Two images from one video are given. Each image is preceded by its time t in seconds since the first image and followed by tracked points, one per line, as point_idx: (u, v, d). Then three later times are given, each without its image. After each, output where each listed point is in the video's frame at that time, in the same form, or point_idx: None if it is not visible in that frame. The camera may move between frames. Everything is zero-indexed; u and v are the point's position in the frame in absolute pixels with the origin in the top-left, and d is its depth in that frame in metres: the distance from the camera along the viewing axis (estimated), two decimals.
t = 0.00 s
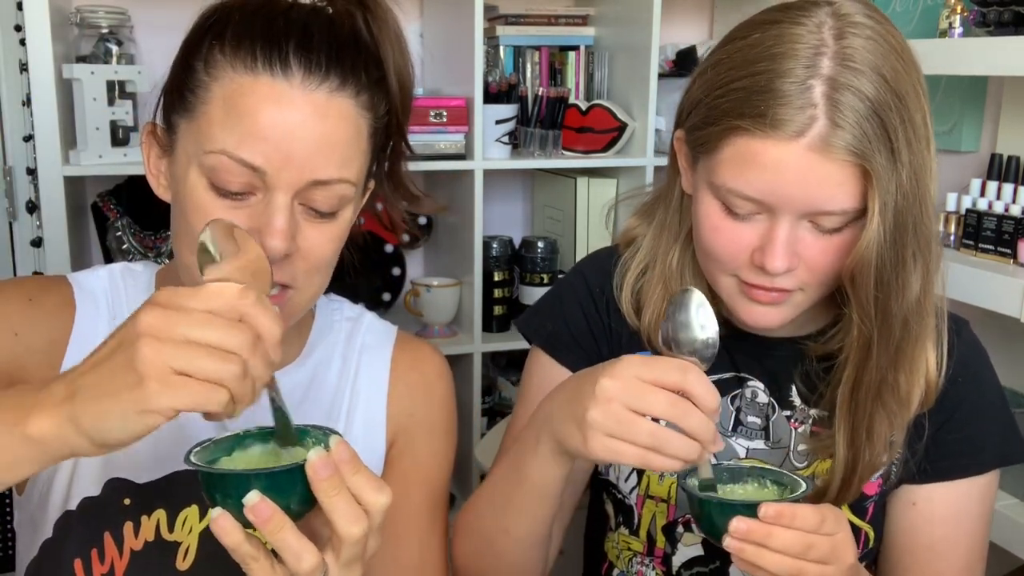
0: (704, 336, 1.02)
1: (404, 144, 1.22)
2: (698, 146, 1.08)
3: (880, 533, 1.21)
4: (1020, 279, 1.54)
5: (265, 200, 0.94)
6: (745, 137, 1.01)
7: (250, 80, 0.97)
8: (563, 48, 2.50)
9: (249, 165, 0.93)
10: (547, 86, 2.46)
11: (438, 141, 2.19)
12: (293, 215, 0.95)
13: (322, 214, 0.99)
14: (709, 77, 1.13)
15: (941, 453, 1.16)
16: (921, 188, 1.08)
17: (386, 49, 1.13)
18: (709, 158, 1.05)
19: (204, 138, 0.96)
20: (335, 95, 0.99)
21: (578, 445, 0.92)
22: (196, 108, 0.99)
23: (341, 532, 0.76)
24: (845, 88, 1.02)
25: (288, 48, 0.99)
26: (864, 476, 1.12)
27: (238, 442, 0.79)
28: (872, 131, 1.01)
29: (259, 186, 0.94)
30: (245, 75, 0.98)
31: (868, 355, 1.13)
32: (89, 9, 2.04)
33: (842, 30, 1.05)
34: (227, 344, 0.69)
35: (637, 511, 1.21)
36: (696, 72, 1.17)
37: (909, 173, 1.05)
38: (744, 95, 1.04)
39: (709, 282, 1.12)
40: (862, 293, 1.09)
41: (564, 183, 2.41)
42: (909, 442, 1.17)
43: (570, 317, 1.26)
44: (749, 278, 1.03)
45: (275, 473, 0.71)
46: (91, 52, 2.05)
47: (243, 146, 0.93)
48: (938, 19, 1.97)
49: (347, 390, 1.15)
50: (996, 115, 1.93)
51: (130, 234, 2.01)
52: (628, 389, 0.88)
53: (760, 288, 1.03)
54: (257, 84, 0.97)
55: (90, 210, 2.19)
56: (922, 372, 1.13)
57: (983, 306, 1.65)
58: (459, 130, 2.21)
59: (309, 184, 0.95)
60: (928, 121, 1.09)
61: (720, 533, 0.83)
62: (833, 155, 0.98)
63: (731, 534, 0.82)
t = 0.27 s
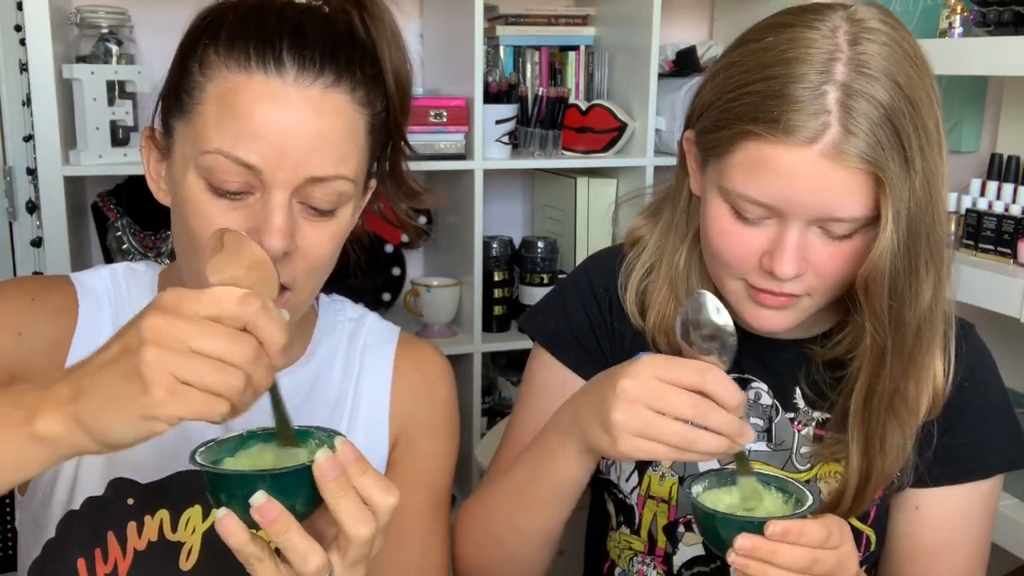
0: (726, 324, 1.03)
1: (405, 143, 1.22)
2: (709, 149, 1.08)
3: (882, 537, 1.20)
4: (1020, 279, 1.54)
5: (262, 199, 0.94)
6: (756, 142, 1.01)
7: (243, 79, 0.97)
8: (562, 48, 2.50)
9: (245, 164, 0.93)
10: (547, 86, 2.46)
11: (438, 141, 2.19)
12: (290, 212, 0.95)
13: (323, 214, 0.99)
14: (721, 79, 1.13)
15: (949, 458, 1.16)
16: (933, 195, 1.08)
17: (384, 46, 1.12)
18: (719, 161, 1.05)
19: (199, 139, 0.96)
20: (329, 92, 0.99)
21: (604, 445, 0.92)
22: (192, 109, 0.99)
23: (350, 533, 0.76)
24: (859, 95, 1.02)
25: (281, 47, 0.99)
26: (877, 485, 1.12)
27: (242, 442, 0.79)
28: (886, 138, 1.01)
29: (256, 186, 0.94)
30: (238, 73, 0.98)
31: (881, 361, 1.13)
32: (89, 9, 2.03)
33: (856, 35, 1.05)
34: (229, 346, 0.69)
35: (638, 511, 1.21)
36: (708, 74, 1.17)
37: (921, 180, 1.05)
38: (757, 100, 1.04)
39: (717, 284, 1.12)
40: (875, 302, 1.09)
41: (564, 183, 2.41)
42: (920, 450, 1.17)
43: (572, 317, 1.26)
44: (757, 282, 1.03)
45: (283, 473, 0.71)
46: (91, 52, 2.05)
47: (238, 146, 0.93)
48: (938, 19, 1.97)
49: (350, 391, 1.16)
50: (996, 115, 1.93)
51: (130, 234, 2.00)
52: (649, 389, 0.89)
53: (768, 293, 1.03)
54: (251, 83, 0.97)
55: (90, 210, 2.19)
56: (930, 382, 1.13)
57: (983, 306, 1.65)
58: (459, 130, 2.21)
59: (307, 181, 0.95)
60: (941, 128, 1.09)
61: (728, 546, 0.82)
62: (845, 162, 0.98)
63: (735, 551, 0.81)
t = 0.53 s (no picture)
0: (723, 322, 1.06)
1: (407, 144, 1.23)
2: (715, 150, 1.08)
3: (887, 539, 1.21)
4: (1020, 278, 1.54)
5: (265, 203, 0.94)
6: (763, 143, 1.01)
7: (249, 82, 0.97)
8: (563, 48, 2.50)
9: (248, 167, 0.93)
10: (547, 86, 2.46)
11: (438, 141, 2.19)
12: (293, 216, 0.95)
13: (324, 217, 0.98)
14: (727, 79, 1.12)
15: (954, 460, 1.16)
16: (941, 194, 1.08)
17: (390, 50, 1.13)
18: (726, 162, 1.05)
19: (204, 142, 0.96)
20: (335, 96, 0.99)
21: (603, 440, 0.92)
22: (197, 112, 0.99)
23: (352, 538, 0.76)
24: (866, 96, 1.02)
25: (287, 51, 0.99)
26: (886, 488, 1.12)
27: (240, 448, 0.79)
28: (893, 139, 1.01)
29: (259, 189, 0.94)
30: (243, 77, 0.97)
31: (889, 361, 1.13)
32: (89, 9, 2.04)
33: (863, 36, 1.05)
34: (233, 348, 0.69)
35: (642, 513, 1.21)
36: (713, 73, 1.17)
37: (929, 182, 1.05)
38: (764, 100, 1.04)
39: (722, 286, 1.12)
40: (882, 302, 1.09)
41: (565, 184, 2.41)
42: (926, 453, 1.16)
43: (574, 317, 1.26)
44: (763, 284, 1.03)
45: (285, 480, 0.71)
46: (91, 52, 2.05)
47: (241, 149, 0.93)
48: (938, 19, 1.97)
49: (350, 392, 1.16)
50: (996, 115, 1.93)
51: (130, 234, 2.01)
52: (650, 380, 0.89)
53: (775, 295, 1.03)
54: (255, 87, 0.96)
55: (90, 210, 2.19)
56: (937, 384, 1.13)
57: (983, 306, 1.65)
58: (459, 130, 2.21)
59: (310, 186, 0.95)
60: (947, 129, 1.09)
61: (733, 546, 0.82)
62: (853, 163, 0.98)
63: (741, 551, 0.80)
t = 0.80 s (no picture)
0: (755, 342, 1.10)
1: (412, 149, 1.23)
2: (713, 116, 1.09)
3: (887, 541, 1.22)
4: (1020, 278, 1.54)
5: (268, 206, 0.94)
6: (761, 98, 1.02)
7: (255, 84, 0.97)
8: (563, 48, 2.50)
9: (254, 170, 0.93)
10: (547, 85, 2.46)
11: (437, 141, 2.19)
12: (297, 220, 0.94)
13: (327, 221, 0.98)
14: (723, 56, 1.14)
15: (960, 457, 1.16)
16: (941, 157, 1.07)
17: (396, 54, 1.13)
18: (724, 127, 1.06)
19: (210, 143, 0.96)
20: (342, 99, 0.99)
21: (611, 448, 0.92)
22: (203, 112, 0.99)
23: (352, 539, 0.76)
24: (861, 48, 1.02)
25: (295, 53, 0.99)
26: (882, 454, 1.12)
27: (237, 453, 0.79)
28: (890, 85, 1.01)
29: (264, 191, 0.94)
30: (252, 79, 0.97)
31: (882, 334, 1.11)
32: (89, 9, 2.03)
33: (852, 4, 1.07)
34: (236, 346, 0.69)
35: (645, 519, 1.21)
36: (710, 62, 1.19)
37: (925, 139, 1.04)
38: (759, 60, 1.05)
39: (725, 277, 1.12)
40: (879, 259, 1.05)
41: (565, 183, 2.41)
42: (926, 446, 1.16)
43: (578, 322, 1.26)
44: (765, 256, 1.02)
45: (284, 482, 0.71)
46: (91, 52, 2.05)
47: (250, 152, 0.93)
48: (937, 19, 1.97)
49: (351, 398, 1.16)
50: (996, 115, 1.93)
51: (130, 234, 2.00)
52: (667, 392, 0.89)
53: (778, 270, 1.02)
54: (263, 90, 0.96)
55: (90, 210, 2.19)
56: (941, 350, 1.12)
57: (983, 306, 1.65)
58: (459, 130, 2.21)
59: (315, 189, 0.95)
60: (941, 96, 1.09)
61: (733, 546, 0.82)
62: (849, 106, 0.98)
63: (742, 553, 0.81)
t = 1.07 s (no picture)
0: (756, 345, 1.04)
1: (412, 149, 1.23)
2: (684, 107, 1.12)
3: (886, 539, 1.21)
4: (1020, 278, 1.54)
5: (272, 207, 0.94)
6: (726, 83, 1.05)
7: (259, 85, 0.97)
8: (562, 48, 2.50)
9: (256, 170, 0.93)
10: (547, 85, 2.46)
11: (438, 141, 2.19)
12: (300, 221, 0.94)
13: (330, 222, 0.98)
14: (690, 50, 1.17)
15: (951, 453, 1.16)
16: (905, 130, 1.09)
17: (398, 55, 1.14)
18: (695, 116, 1.09)
19: (212, 142, 0.96)
20: (345, 101, 0.99)
21: (618, 444, 0.92)
22: (206, 113, 0.99)
23: (368, 534, 0.77)
24: (815, 25, 1.05)
25: (298, 57, 0.99)
26: (862, 419, 1.12)
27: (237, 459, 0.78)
28: (846, 58, 1.03)
29: (267, 193, 0.93)
30: (255, 80, 0.98)
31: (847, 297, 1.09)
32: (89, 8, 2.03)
33: None
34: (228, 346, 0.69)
35: (642, 518, 1.21)
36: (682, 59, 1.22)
37: (884, 107, 1.05)
38: (719, 46, 1.08)
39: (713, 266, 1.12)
40: (839, 226, 1.04)
41: (565, 183, 2.41)
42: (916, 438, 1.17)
43: (571, 323, 1.26)
44: (741, 237, 1.04)
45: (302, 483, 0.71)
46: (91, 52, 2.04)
47: (255, 152, 0.93)
48: (937, 19, 1.97)
49: (352, 400, 1.16)
50: (996, 115, 1.93)
51: (130, 234, 2.00)
52: (674, 385, 0.89)
53: (757, 250, 1.03)
54: (266, 91, 0.97)
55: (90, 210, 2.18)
56: (919, 320, 1.13)
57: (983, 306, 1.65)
58: (459, 130, 2.21)
59: (318, 191, 0.95)
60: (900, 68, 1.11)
61: (723, 538, 0.82)
62: (805, 80, 1.01)
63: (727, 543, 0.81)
